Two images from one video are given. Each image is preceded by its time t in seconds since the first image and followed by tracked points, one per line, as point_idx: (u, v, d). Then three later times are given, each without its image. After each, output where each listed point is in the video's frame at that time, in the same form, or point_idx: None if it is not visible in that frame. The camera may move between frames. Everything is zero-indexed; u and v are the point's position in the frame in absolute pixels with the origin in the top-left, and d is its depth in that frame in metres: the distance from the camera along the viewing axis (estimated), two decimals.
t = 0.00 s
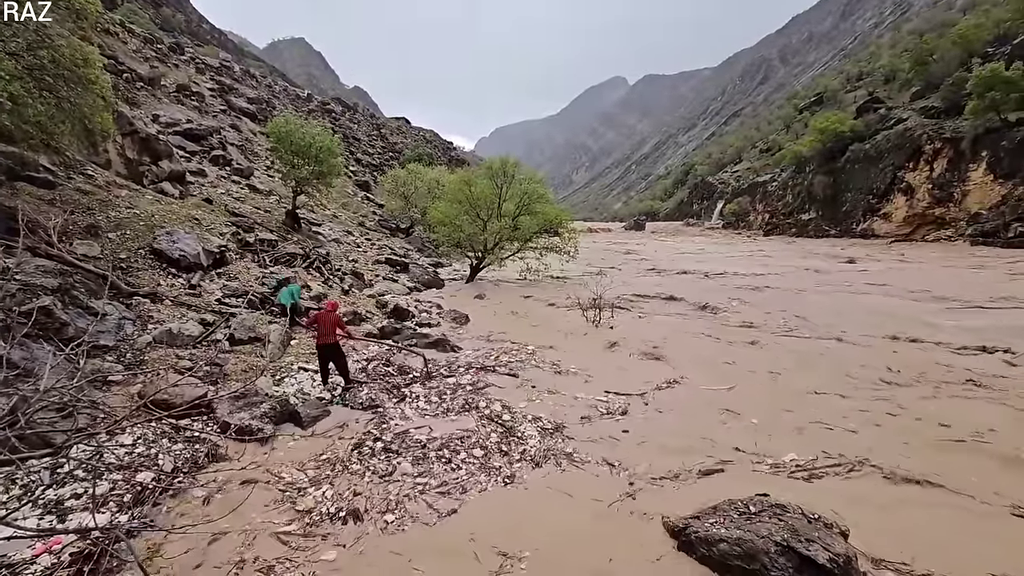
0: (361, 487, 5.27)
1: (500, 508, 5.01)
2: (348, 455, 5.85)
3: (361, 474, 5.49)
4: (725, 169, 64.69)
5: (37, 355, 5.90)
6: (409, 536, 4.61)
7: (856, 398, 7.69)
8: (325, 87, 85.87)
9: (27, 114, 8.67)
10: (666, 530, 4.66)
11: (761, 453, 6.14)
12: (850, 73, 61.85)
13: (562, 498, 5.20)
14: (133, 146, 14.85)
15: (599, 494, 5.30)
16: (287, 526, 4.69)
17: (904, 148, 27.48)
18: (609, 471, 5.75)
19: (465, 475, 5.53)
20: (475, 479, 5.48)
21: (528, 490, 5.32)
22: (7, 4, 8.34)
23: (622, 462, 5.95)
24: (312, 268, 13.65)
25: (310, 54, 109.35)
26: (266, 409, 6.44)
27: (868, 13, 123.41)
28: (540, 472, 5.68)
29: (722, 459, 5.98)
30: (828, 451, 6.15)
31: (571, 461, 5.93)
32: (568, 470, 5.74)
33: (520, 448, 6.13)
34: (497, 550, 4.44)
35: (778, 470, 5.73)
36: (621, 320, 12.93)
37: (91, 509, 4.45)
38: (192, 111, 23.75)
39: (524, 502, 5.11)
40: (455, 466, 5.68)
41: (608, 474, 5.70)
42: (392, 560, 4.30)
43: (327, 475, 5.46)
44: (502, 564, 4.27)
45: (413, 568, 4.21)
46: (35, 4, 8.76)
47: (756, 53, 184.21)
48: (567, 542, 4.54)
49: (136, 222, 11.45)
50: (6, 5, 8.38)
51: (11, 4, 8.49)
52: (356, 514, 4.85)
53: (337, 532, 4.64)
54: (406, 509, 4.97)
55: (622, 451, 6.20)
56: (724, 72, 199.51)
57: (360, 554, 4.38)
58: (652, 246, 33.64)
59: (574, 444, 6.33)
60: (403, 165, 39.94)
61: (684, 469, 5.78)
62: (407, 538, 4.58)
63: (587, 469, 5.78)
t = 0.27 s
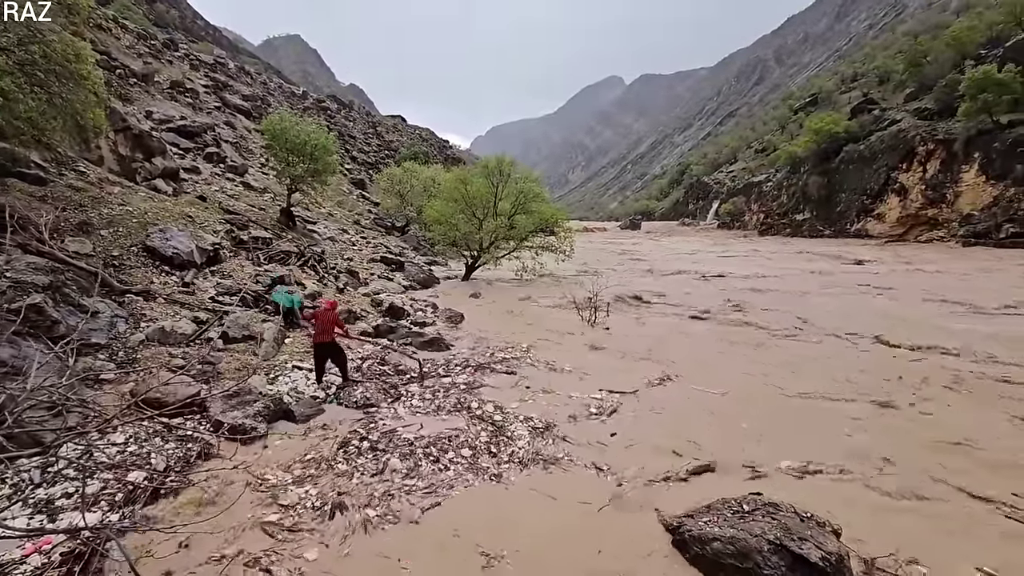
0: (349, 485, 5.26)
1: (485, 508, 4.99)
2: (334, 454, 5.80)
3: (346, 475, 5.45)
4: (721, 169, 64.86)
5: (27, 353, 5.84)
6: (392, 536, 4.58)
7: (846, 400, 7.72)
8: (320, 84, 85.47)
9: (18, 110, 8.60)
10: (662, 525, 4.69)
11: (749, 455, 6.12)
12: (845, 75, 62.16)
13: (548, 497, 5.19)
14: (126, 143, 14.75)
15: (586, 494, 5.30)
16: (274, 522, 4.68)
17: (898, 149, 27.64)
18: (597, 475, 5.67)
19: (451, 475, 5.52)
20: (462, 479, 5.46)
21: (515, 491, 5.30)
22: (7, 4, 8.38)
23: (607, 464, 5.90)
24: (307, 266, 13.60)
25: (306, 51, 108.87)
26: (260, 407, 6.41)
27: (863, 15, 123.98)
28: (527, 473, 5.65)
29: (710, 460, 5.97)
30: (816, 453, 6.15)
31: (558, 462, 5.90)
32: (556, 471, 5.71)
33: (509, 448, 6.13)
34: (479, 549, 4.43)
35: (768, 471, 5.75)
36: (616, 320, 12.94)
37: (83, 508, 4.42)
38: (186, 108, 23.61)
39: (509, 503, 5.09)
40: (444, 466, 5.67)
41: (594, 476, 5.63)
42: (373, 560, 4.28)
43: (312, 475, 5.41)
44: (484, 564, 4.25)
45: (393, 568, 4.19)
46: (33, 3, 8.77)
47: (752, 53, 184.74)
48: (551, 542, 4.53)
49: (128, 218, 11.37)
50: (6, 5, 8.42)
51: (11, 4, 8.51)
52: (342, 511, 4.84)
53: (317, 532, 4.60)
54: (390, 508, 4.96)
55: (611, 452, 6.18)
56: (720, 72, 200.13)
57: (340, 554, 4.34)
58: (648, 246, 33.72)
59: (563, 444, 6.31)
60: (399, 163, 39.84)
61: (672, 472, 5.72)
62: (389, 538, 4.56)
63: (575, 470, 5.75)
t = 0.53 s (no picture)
0: (340, 485, 5.25)
1: (474, 508, 4.99)
2: (322, 455, 5.77)
3: (334, 474, 5.43)
4: (718, 170, 65.00)
5: (21, 353, 5.80)
6: (379, 536, 4.59)
7: (838, 401, 7.74)
8: (317, 84, 85.32)
9: (13, 108, 8.56)
10: (659, 527, 4.69)
11: (740, 456, 6.11)
12: (841, 76, 62.41)
13: (535, 498, 5.19)
14: (122, 142, 14.69)
15: (575, 493, 5.31)
16: (252, 524, 4.63)
17: (894, 150, 27.75)
18: (585, 476, 5.63)
19: (439, 477, 5.51)
20: (449, 480, 5.45)
21: (504, 491, 5.29)
22: (7, 5, 8.39)
23: (599, 465, 5.90)
24: (303, 266, 13.56)
25: (303, 51, 108.68)
26: (255, 407, 6.39)
27: (859, 17, 124.43)
28: (519, 474, 5.64)
29: (701, 461, 5.97)
30: (808, 454, 6.15)
31: (550, 463, 5.90)
32: (546, 473, 5.68)
33: (501, 449, 6.12)
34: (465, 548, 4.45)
35: (759, 471, 5.76)
36: (613, 320, 12.94)
37: (77, 509, 4.40)
38: (183, 107, 23.53)
39: (499, 503, 5.08)
40: (435, 467, 5.66)
41: (578, 477, 5.61)
42: (360, 559, 4.29)
43: (299, 477, 5.36)
44: (469, 563, 4.27)
45: (380, 568, 4.19)
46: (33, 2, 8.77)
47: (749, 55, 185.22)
48: (538, 541, 4.55)
49: (124, 218, 11.31)
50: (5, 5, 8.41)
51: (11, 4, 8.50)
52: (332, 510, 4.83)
53: (301, 531, 4.59)
54: (375, 508, 4.95)
55: (601, 453, 6.17)
56: (717, 73, 200.58)
57: (326, 553, 4.34)
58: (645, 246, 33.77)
59: (556, 446, 6.30)
60: (396, 163, 39.78)
61: (666, 473, 5.71)
62: (377, 537, 4.56)
63: (565, 471, 5.74)
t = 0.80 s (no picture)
0: (336, 487, 5.26)
1: (467, 510, 5.01)
2: (316, 456, 5.76)
3: (330, 475, 5.44)
4: (719, 171, 65.05)
5: (24, 355, 5.82)
6: (371, 537, 4.60)
7: (837, 403, 7.74)
8: (318, 86, 85.49)
9: (16, 111, 8.59)
10: (658, 531, 4.68)
11: (736, 458, 6.11)
12: (841, 78, 62.47)
13: (530, 500, 5.20)
14: (124, 144, 14.73)
15: (570, 495, 5.32)
16: (240, 526, 4.59)
17: (894, 152, 27.76)
18: (581, 479, 5.62)
19: (434, 479, 5.51)
20: (443, 482, 5.46)
21: (500, 493, 5.31)
22: (8, 5, 8.45)
23: (595, 466, 5.91)
24: (304, 268, 13.58)
25: (304, 53, 108.94)
26: (257, 409, 6.40)
27: (860, 19, 124.49)
28: (516, 477, 5.64)
29: (697, 464, 5.98)
30: (806, 456, 6.15)
31: (546, 465, 5.90)
32: (541, 475, 5.68)
33: (499, 452, 6.13)
34: (456, 547, 4.48)
35: (756, 474, 5.76)
36: (614, 322, 12.94)
37: (78, 511, 4.41)
38: (185, 109, 23.60)
39: (493, 504, 5.10)
40: (431, 469, 5.67)
41: (574, 480, 5.61)
42: (352, 561, 4.30)
43: (295, 478, 5.36)
44: (460, 563, 4.30)
45: (373, 567, 4.22)
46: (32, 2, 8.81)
47: (750, 56, 185.40)
48: (532, 542, 4.57)
49: (126, 220, 11.34)
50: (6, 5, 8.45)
51: (11, 4, 8.54)
52: (327, 513, 4.83)
53: (293, 532, 4.60)
54: (368, 509, 4.96)
55: (597, 454, 6.18)
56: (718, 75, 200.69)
57: (318, 553, 4.35)
58: (645, 248, 33.82)
59: (554, 448, 6.31)
60: (397, 165, 39.85)
61: (664, 476, 5.71)
62: (371, 537, 4.58)
63: (561, 473, 5.74)
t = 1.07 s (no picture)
0: (335, 489, 5.24)
1: (465, 512, 5.01)
2: (312, 459, 5.74)
3: (326, 479, 5.42)
4: (722, 173, 65.01)
5: (31, 357, 5.86)
6: (367, 538, 4.59)
7: (842, 405, 7.69)
8: (322, 88, 85.80)
9: (23, 114, 8.67)
10: (661, 534, 4.66)
11: (736, 460, 6.08)
12: (845, 80, 62.37)
13: (528, 502, 5.19)
14: (129, 147, 14.82)
15: (569, 498, 5.31)
16: (234, 529, 4.59)
17: (899, 153, 27.68)
18: (580, 482, 5.60)
19: (432, 481, 5.50)
20: (443, 485, 5.45)
21: (497, 495, 5.31)
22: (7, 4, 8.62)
23: (595, 469, 5.90)
24: (308, 270, 13.63)
25: (309, 56, 109.43)
26: (261, 411, 6.43)
27: (864, 20, 124.22)
28: (516, 479, 5.64)
29: (701, 466, 5.95)
30: (808, 459, 6.12)
31: (547, 467, 5.89)
32: (540, 477, 5.67)
33: (500, 455, 6.11)
34: (450, 549, 4.49)
35: (758, 477, 5.74)
36: (617, 324, 12.94)
37: (84, 512, 4.44)
38: (190, 112, 23.75)
39: (491, 506, 5.10)
40: (432, 471, 5.66)
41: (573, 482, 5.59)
42: (349, 562, 4.29)
43: (288, 482, 5.31)
44: (454, 564, 4.32)
45: (368, 568, 4.23)
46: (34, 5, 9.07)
47: (753, 58, 185.20)
48: (529, 543, 4.58)
49: (131, 222, 11.41)
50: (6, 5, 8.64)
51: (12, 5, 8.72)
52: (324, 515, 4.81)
53: (288, 533, 4.61)
54: (363, 511, 4.94)
55: (598, 457, 6.16)
56: (721, 76, 200.48)
57: (312, 555, 4.35)
58: (649, 250, 33.79)
59: (555, 450, 6.30)
60: (400, 167, 39.97)
61: (666, 478, 5.69)
62: (367, 538, 4.59)
63: (561, 475, 5.73)
